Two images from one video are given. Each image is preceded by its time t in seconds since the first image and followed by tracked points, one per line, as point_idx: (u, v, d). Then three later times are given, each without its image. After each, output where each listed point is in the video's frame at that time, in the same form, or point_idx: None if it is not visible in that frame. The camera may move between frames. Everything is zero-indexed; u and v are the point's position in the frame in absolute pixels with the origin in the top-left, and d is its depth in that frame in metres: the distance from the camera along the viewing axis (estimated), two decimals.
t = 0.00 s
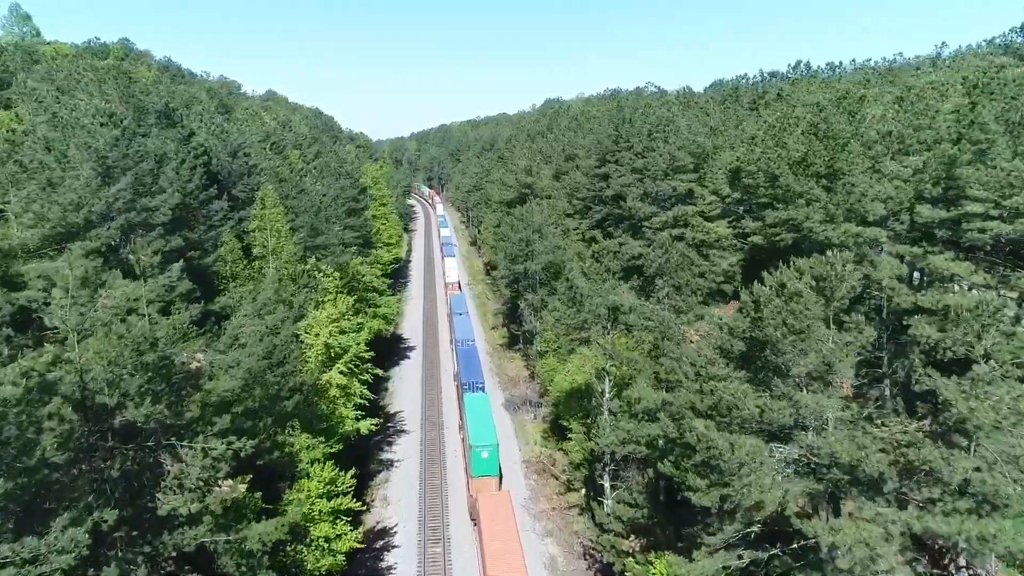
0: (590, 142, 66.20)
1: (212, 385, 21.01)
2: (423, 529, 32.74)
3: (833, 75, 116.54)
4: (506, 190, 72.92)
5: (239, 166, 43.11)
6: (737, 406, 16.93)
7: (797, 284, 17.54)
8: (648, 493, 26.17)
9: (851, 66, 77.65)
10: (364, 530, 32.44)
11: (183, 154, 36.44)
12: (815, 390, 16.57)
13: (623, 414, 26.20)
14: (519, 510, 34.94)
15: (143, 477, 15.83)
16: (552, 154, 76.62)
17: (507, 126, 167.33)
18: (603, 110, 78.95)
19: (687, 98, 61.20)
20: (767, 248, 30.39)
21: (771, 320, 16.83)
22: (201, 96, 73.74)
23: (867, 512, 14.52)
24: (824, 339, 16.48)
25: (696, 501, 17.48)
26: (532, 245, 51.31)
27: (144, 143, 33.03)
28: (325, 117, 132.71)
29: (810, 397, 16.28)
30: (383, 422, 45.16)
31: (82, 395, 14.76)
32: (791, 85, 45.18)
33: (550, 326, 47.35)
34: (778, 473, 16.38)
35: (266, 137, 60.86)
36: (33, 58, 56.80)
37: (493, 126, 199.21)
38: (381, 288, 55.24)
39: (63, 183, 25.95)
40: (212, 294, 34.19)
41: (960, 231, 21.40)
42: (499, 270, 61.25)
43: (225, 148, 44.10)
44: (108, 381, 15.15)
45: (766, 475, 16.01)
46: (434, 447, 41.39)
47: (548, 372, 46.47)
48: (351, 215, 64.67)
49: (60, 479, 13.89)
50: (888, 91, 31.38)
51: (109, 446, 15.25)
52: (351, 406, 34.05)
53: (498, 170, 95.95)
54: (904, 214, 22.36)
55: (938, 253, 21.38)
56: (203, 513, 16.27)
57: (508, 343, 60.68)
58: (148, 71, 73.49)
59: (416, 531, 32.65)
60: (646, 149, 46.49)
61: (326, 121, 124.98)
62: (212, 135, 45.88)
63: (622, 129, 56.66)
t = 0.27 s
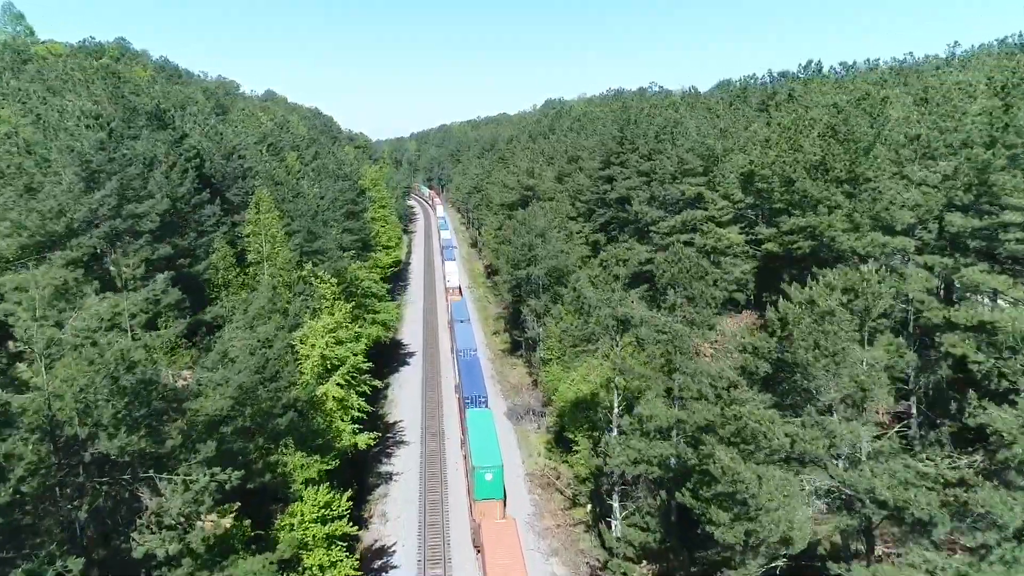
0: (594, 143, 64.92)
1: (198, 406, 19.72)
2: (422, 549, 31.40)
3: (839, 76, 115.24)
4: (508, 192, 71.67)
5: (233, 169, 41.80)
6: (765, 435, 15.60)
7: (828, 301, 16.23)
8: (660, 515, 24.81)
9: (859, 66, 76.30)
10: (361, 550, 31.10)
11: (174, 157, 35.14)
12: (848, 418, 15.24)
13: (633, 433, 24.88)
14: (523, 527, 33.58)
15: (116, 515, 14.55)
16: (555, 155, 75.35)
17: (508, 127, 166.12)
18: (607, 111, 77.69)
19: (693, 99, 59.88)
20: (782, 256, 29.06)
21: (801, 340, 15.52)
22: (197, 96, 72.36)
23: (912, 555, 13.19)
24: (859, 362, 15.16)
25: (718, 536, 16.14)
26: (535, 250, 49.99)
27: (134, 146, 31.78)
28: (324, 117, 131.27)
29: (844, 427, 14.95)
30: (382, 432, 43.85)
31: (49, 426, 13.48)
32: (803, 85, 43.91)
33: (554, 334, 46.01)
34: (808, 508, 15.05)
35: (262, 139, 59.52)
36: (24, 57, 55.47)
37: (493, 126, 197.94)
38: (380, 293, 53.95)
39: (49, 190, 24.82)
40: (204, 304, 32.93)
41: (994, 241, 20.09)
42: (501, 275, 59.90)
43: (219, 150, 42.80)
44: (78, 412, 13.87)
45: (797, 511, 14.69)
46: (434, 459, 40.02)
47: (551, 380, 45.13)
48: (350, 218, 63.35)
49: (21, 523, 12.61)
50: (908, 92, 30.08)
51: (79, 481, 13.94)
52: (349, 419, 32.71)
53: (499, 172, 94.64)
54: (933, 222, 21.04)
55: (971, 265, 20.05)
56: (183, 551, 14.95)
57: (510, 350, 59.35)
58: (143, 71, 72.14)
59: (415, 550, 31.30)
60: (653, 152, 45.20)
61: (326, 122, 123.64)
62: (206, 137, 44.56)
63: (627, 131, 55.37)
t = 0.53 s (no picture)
0: (597, 145, 63.72)
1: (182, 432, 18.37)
2: (422, 569, 30.02)
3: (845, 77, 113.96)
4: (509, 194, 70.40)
5: (227, 172, 40.57)
6: (798, 469, 14.29)
7: (863, 319, 14.98)
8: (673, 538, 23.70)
9: (867, 67, 75.05)
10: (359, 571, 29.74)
11: (164, 160, 33.91)
12: (891, 449, 13.92)
13: (645, 453, 23.57)
14: (528, 546, 32.20)
15: (88, 555, 13.20)
16: (557, 157, 74.18)
17: (508, 127, 165.17)
18: (610, 112, 76.58)
19: (699, 100, 58.62)
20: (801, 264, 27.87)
21: (835, 364, 14.23)
22: (193, 97, 71.10)
23: None
24: (902, 388, 13.84)
25: None
26: (538, 254, 48.73)
27: (121, 149, 30.56)
28: (323, 118, 130.03)
29: (886, 460, 13.62)
30: (380, 444, 42.48)
31: (11, 460, 12.28)
32: (814, 85, 42.64)
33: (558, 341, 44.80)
34: (847, 550, 13.71)
35: (259, 140, 58.26)
36: (15, 57, 54.22)
37: (494, 127, 196.92)
38: (379, 299, 52.69)
39: (25, 197, 23.72)
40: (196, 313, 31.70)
41: None
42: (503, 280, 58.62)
43: (213, 152, 41.57)
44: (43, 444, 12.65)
45: (835, 553, 13.34)
46: (434, 472, 38.60)
47: (555, 389, 43.83)
48: (348, 221, 62.10)
49: None
50: (930, 94, 28.89)
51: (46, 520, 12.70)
52: (345, 433, 31.39)
53: (500, 173, 93.56)
54: (968, 232, 19.77)
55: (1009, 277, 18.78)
56: None
57: (512, 356, 58.09)
58: (138, 71, 70.93)
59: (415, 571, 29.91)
60: (659, 154, 43.95)
61: (325, 123, 122.45)
62: (199, 139, 43.30)
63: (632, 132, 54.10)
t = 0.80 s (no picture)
0: (602, 146, 62.46)
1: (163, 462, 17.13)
2: None
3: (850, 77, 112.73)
4: (511, 197, 69.09)
5: (221, 175, 39.35)
6: (832, 507, 13.09)
7: (904, 341, 13.78)
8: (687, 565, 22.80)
9: (875, 66, 73.71)
10: None
11: (154, 164, 32.69)
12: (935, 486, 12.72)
13: (657, 474, 22.39)
14: (532, 565, 30.96)
15: None
16: (560, 158, 72.93)
17: (509, 128, 163.91)
18: (614, 112, 75.30)
19: (706, 100, 57.35)
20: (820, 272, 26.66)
21: (874, 393, 13.02)
22: (189, 98, 69.84)
23: None
24: (949, 421, 12.62)
25: None
26: (542, 259, 47.51)
27: (109, 152, 29.35)
28: (322, 118, 128.74)
29: (931, 499, 12.43)
30: (380, 455, 41.26)
31: None
32: (827, 86, 41.34)
33: (563, 348, 43.59)
34: None
35: (256, 142, 57.04)
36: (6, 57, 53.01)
37: (494, 127, 195.63)
38: (378, 304, 51.47)
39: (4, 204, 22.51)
40: (188, 325, 30.47)
41: None
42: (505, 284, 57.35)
43: (207, 155, 40.34)
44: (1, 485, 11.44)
45: None
46: (435, 486, 37.37)
47: (560, 398, 42.60)
48: (347, 224, 60.85)
49: None
50: (953, 94, 27.65)
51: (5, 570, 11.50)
52: (343, 448, 30.20)
53: (502, 174, 92.32)
54: (1005, 242, 18.54)
55: None
56: None
57: (515, 362, 56.87)
58: (134, 72, 69.75)
59: None
60: (667, 157, 42.69)
61: (324, 124, 120.72)
62: (194, 141, 42.10)
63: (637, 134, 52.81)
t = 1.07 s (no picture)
0: (606, 147, 61.22)
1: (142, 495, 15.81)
2: None
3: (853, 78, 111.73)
4: (512, 198, 67.79)
5: (215, 179, 38.06)
6: (878, 554, 11.82)
7: (955, 368, 12.50)
8: None
9: (882, 67, 72.54)
10: None
11: (144, 167, 31.42)
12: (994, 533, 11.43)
13: (672, 498, 21.14)
14: None
15: None
16: (563, 159, 71.70)
17: (510, 128, 162.69)
18: (617, 113, 74.04)
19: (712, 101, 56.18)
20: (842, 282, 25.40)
21: (925, 428, 11.75)
22: (184, 99, 68.51)
23: None
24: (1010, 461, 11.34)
25: None
26: (546, 264, 46.24)
27: (96, 156, 28.08)
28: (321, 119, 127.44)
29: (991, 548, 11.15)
30: (379, 467, 39.98)
31: None
32: (840, 87, 40.14)
33: (568, 356, 42.33)
34: None
35: (253, 144, 55.80)
36: None
37: (494, 127, 194.40)
38: (378, 310, 50.21)
39: None
40: (179, 336, 29.24)
41: None
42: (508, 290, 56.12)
43: (201, 157, 39.05)
44: None
45: None
46: (437, 500, 36.08)
47: (565, 408, 41.35)
48: (346, 227, 59.55)
49: None
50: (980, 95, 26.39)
51: None
52: (340, 465, 28.92)
53: (503, 176, 91.10)
54: None
55: None
56: None
57: (517, 369, 55.64)
58: (129, 72, 68.55)
59: None
60: (675, 159, 41.44)
61: (323, 124, 119.56)
62: (187, 143, 40.85)
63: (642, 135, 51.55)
